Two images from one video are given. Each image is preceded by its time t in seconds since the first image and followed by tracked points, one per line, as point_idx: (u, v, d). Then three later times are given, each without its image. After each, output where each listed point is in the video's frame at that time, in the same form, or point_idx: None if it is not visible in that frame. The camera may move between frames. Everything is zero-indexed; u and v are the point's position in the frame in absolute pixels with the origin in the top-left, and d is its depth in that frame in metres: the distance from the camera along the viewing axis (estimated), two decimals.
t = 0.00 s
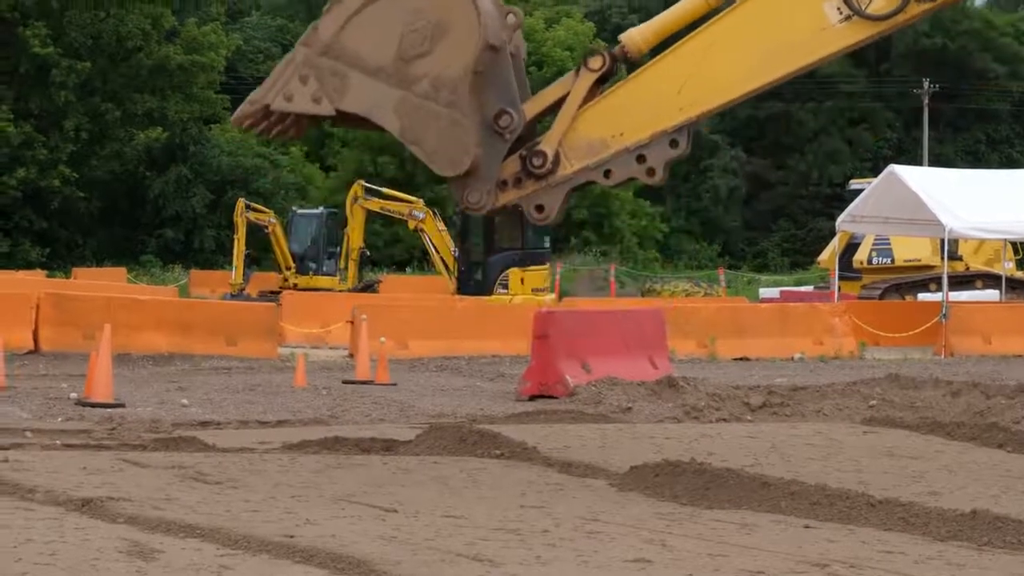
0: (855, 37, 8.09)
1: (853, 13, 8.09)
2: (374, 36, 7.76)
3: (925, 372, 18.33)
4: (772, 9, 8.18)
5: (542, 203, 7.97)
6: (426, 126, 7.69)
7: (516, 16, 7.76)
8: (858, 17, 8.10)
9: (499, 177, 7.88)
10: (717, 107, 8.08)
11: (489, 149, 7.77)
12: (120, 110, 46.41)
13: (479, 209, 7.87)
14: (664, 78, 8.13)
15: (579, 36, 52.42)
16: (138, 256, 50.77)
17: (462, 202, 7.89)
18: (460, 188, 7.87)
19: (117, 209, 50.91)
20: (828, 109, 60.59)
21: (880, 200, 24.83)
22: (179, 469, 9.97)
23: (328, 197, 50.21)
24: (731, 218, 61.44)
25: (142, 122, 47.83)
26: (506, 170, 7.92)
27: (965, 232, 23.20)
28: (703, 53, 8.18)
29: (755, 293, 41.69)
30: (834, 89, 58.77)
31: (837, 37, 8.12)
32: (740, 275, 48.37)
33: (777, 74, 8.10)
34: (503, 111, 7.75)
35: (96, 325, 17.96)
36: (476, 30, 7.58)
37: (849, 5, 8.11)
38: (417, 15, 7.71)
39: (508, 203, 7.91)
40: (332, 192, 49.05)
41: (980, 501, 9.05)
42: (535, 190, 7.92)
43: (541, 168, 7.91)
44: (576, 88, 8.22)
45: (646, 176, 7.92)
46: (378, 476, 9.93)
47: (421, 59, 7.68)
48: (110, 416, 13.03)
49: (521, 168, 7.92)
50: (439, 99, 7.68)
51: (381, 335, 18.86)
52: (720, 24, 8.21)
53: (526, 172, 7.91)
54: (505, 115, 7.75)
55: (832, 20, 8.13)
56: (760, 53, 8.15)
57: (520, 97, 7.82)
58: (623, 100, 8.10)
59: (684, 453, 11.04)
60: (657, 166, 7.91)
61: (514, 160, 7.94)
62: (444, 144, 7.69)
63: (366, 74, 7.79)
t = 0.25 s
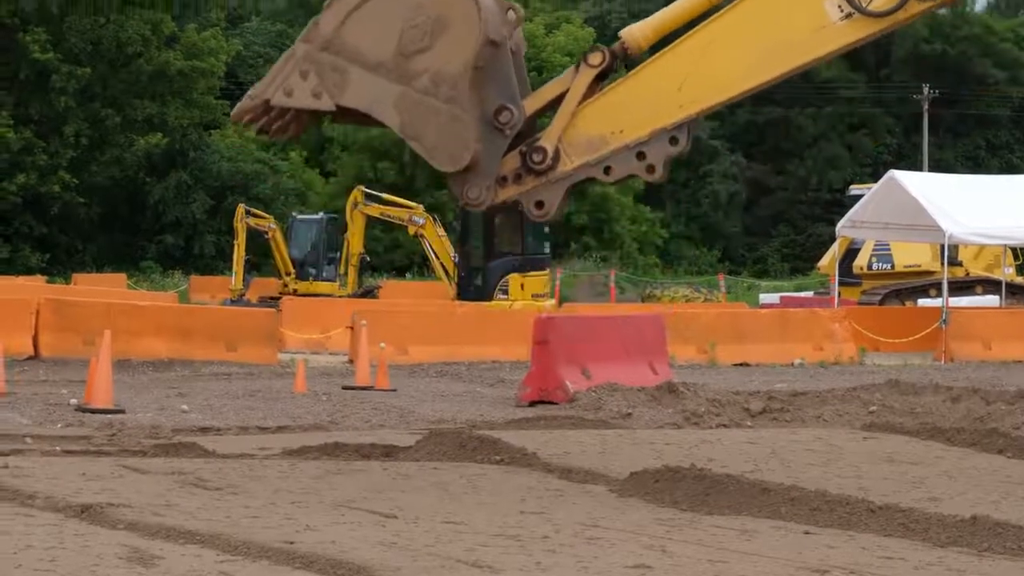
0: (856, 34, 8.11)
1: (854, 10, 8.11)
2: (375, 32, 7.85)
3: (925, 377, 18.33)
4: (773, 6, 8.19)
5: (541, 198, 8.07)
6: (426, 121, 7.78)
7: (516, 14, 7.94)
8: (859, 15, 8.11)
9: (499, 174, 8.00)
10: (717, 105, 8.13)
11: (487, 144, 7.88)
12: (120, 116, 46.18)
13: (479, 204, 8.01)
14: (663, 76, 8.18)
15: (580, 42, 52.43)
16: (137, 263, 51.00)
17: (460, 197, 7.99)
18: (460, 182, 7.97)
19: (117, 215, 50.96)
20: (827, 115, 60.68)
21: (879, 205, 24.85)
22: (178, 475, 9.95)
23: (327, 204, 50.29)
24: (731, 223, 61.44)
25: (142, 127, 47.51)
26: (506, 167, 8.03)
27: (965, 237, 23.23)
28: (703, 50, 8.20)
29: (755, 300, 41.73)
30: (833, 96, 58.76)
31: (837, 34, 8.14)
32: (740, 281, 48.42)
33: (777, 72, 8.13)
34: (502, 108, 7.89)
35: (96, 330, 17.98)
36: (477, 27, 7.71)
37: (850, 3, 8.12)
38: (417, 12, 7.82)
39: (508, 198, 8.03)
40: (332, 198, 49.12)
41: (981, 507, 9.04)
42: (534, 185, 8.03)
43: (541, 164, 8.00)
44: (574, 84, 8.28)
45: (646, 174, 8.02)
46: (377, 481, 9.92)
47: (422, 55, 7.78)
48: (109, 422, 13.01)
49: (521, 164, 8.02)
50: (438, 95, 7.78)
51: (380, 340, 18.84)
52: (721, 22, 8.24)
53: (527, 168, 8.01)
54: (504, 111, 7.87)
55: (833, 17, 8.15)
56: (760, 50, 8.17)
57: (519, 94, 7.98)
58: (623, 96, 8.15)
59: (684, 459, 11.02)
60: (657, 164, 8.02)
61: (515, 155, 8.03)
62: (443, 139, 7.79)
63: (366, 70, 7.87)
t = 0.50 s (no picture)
0: (856, 40, 8.48)
1: (853, 15, 8.48)
2: (349, 54, 8.24)
3: (926, 387, 18.28)
4: (773, 12, 8.57)
5: (541, 201, 8.47)
6: (414, 130, 8.21)
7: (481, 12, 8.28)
8: (859, 20, 8.48)
9: (496, 179, 8.41)
10: (718, 108, 8.51)
11: (477, 144, 8.31)
12: (120, 126, 46.17)
13: (481, 206, 8.41)
14: (665, 80, 8.58)
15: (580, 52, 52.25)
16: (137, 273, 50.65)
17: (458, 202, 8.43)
18: (456, 188, 8.40)
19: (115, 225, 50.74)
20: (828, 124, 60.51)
21: (878, 215, 24.87)
22: (178, 485, 9.96)
23: (327, 212, 50.10)
24: (731, 233, 61.19)
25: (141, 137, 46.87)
26: (505, 170, 8.43)
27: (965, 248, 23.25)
28: (706, 54, 8.60)
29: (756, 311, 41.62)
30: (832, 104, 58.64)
31: (838, 39, 8.51)
32: (741, 291, 48.23)
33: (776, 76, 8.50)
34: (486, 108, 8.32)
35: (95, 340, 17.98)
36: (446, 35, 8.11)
37: (850, 8, 8.50)
38: (384, 25, 8.18)
39: (507, 201, 8.43)
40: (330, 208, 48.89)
41: (980, 517, 9.04)
42: (534, 188, 8.44)
43: (541, 167, 8.41)
44: (564, 83, 8.65)
45: (646, 176, 8.39)
46: (376, 491, 9.91)
47: (399, 69, 8.19)
48: (109, 432, 12.99)
49: (520, 168, 8.42)
50: (422, 103, 8.21)
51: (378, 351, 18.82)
52: (720, 26, 8.61)
53: (527, 171, 8.41)
54: (489, 110, 8.29)
55: (833, 22, 8.52)
56: (762, 54, 8.55)
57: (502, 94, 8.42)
58: (622, 100, 8.54)
59: (684, 469, 11.01)
60: (657, 166, 8.39)
61: (514, 159, 8.43)
62: (433, 145, 8.23)
63: (347, 91, 8.25)
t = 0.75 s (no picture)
0: (853, 58, 9.06)
1: (850, 35, 9.06)
2: (326, 97, 8.33)
3: (925, 403, 18.28)
4: (771, 33, 9.12)
5: (539, 220, 8.86)
6: (405, 159, 8.40)
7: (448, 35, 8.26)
8: (856, 39, 9.06)
9: (495, 200, 8.72)
10: (718, 127, 8.98)
11: (468, 163, 8.56)
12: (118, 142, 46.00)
13: (480, 225, 8.69)
14: (665, 98, 9.04)
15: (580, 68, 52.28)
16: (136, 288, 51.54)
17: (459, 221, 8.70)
18: (456, 209, 8.66)
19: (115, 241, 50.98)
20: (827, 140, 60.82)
21: (877, 230, 24.86)
22: (175, 501, 9.94)
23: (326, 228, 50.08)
24: (730, 248, 61.52)
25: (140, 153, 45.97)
26: (505, 189, 8.75)
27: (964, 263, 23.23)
28: (705, 74, 9.09)
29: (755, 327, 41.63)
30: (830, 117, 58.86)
31: (836, 58, 9.08)
32: (739, 307, 48.40)
33: (774, 94, 9.03)
34: (469, 125, 8.55)
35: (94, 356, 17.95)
36: (416, 67, 8.09)
37: (847, 27, 9.08)
38: (354, 63, 8.21)
39: (507, 220, 8.75)
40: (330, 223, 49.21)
41: (978, 532, 9.04)
42: (533, 208, 8.82)
43: (539, 187, 8.79)
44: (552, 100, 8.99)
45: (644, 195, 8.81)
46: (375, 507, 9.90)
47: (378, 104, 8.33)
48: (107, 448, 12.98)
49: (520, 188, 8.78)
50: (407, 133, 8.36)
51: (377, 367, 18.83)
52: (716, 46, 9.09)
53: (526, 192, 8.78)
54: (475, 129, 8.55)
55: (831, 41, 9.11)
56: (762, 73, 9.07)
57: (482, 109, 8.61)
58: (620, 120, 8.98)
59: (683, 485, 11.00)
60: (655, 187, 8.81)
61: (515, 179, 8.78)
62: (425, 170, 8.44)
63: (331, 133, 8.38)
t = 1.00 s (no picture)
0: (855, 68, 8.99)
1: (850, 46, 8.99)
2: (312, 129, 8.88)
3: (925, 418, 18.27)
4: (769, 45, 9.11)
5: (538, 232, 9.07)
6: (395, 178, 8.81)
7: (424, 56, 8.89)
8: (857, 50, 8.99)
9: (496, 211, 9.03)
10: (717, 138, 9.02)
11: (459, 176, 8.86)
12: (117, 156, 46.02)
13: (481, 236, 8.95)
14: (661, 112, 9.13)
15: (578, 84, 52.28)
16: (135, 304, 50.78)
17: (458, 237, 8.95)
18: (452, 225, 8.93)
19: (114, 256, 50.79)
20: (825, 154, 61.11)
21: (876, 245, 24.89)
22: (175, 516, 9.94)
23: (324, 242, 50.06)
24: (729, 263, 61.10)
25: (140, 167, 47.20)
26: (505, 200, 9.05)
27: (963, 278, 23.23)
28: (701, 88, 9.12)
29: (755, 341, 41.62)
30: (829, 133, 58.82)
31: (837, 69, 9.03)
32: (739, 321, 48.35)
33: (772, 107, 9.02)
34: (455, 138, 8.84)
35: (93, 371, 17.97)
36: (395, 84, 8.72)
37: (846, 39, 9.01)
38: (335, 89, 8.80)
39: (508, 231, 9.04)
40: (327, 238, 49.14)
41: (978, 547, 9.03)
42: (533, 219, 9.07)
43: (538, 199, 9.04)
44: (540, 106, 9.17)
45: (643, 207, 8.97)
46: (374, 522, 9.91)
47: (361, 127, 8.81)
48: (106, 463, 12.98)
49: (519, 200, 9.05)
50: (393, 152, 8.80)
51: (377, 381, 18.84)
52: (712, 59, 9.13)
53: (526, 202, 9.05)
54: (460, 139, 8.82)
55: (831, 53, 9.06)
56: (761, 85, 9.07)
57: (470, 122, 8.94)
58: (619, 132, 9.11)
59: (682, 500, 11.01)
60: (654, 199, 8.95)
61: (515, 190, 9.07)
62: (417, 187, 8.80)
63: (320, 163, 8.88)
